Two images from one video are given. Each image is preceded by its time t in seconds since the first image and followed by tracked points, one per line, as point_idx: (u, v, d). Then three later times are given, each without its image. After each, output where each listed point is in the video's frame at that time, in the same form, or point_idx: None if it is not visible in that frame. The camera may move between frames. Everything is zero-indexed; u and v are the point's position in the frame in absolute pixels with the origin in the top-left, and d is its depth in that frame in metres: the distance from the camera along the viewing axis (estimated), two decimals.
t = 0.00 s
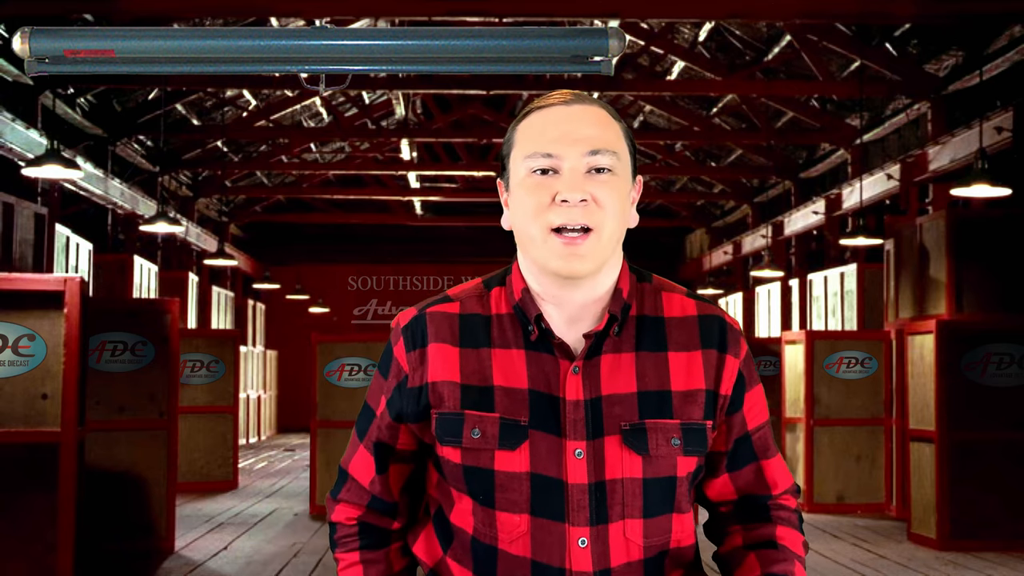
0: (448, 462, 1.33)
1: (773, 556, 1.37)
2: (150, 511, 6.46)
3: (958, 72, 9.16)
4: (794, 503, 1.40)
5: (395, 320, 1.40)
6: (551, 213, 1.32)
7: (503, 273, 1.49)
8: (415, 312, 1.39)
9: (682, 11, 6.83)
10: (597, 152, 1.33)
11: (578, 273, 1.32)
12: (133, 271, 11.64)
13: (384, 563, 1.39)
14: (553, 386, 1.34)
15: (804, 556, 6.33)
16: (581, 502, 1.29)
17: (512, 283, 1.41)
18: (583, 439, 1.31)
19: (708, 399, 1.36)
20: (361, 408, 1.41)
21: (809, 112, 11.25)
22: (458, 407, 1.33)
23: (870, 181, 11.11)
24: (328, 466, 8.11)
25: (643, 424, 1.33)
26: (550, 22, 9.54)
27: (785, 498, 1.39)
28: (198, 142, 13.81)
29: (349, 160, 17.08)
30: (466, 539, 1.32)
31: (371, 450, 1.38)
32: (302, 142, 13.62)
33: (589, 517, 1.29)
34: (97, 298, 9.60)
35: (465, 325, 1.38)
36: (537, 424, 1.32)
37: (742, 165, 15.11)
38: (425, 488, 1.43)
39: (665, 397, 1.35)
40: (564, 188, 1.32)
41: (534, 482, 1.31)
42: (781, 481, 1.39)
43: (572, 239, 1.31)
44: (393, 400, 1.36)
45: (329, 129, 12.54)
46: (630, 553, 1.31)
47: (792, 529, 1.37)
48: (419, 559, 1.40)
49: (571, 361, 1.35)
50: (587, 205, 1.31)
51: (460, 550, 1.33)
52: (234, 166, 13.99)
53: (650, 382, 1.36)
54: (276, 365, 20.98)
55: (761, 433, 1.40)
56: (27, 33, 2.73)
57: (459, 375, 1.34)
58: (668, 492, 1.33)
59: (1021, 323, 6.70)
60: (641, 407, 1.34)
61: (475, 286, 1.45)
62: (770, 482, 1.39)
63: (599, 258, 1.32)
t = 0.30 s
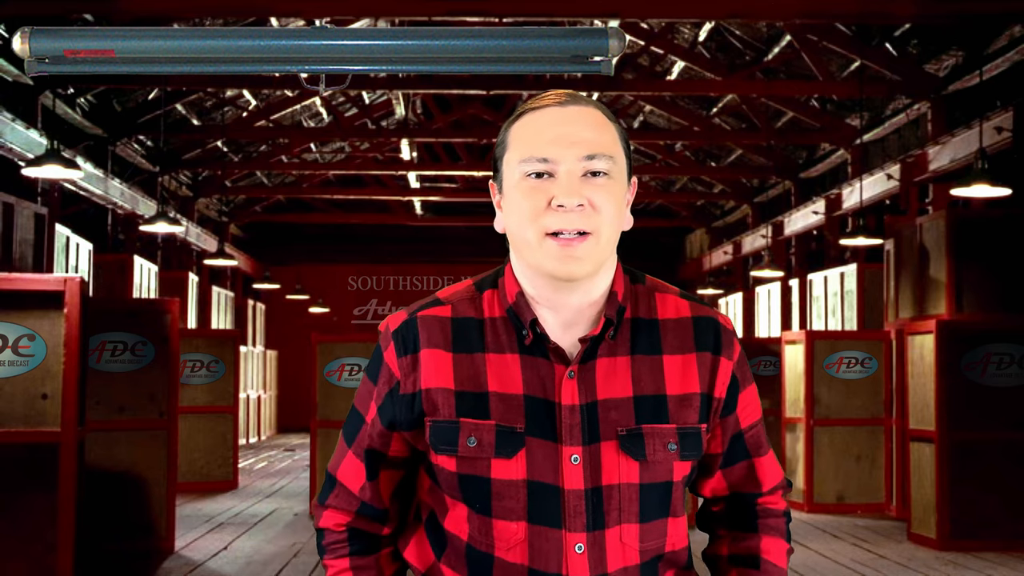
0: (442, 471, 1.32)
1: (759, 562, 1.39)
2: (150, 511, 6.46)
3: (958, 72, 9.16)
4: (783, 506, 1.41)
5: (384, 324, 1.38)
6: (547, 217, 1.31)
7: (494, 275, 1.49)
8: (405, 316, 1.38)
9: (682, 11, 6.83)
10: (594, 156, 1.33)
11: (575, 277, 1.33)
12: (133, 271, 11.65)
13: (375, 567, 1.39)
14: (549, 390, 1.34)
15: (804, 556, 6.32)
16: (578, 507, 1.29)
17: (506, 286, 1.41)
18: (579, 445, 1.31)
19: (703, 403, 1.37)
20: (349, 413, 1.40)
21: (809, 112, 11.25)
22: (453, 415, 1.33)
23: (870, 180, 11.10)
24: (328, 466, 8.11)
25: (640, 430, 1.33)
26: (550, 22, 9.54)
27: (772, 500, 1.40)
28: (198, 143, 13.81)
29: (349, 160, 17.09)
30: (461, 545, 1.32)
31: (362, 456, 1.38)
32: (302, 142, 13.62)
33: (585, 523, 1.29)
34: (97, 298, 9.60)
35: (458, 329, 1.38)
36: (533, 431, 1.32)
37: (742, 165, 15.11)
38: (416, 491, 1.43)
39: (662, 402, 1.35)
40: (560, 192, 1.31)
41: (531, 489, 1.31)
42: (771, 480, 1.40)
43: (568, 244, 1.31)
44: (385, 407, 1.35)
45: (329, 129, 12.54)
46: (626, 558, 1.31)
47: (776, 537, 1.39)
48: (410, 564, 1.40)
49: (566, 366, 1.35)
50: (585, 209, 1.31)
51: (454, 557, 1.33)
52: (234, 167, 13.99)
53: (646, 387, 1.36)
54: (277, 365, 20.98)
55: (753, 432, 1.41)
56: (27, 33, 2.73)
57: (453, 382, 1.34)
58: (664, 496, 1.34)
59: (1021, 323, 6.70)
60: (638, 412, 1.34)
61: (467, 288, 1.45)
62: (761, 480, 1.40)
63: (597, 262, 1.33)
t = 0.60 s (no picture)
0: (431, 466, 1.33)
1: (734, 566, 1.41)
2: (150, 511, 6.46)
3: (958, 72, 9.16)
4: (762, 512, 1.43)
5: (377, 321, 1.39)
6: (535, 215, 1.32)
7: (487, 274, 1.49)
8: (398, 314, 1.39)
9: (682, 11, 6.83)
10: (578, 155, 1.33)
11: (563, 280, 1.32)
12: (133, 271, 11.65)
13: (363, 567, 1.39)
14: (537, 388, 1.34)
15: (804, 557, 6.32)
16: (565, 505, 1.29)
17: (497, 284, 1.41)
18: (567, 442, 1.31)
19: (692, 402, 1.37)
20: (340, 411, 1.41)
21: (809, 112, 11.25)
22: (442, 410, 1.33)
23: (870, 181, 11.11)
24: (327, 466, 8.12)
25: (628, 428, 1.33)
26: (550, 21, 9.54)
27: (752, 506, 1.42)
28: (198, 143, 13.81)
29: (349, 160, 17.09)
30: (448, 542, 1.32)
31: (352, 452, 1.38)
32: (302, 142, 13.62)
33: (572, 520, 1.29)
34: (97, 298, 9.60)
35: (449, 326, 1.38)
36: (522, 427, 1.32)
37: (742, 165, 15.11)
38: (407, 490, 1.44)
39: (651, 400, 1.35)
40: (546, 189, 1.32)
41: (519, 485, 1.31)
42: (752, 485, 1.42)
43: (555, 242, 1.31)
44: (376, 402, 1.36)
45: (329, 129, 12.54)
46: (614, 557, 1.31)
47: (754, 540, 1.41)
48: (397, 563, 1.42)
49: (556, 363, 1.35)
50: (571, 206, 1.32)
51: (441, 555, 1.33)
52: (234, 166, 13.99)
53: (635, 384, 1.35)
54: (277, 365, 20.98)
55: (740, 435, 1.41)
56: (27, 33, 2.73)
57: (442, 378, 1.34)
58: (653, 494, 1.33)
59: (1021, 323, 6.70)
60: (627, 410, 1.34)
61: (459, 287, 1.45)
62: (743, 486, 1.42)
63: (585, 261, 1.32)
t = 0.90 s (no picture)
0: (427, 458, 1.34)
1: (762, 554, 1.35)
2: (150, 511, 6.46)
3: (958, 72, 9.16)
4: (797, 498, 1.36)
5: (379, 318, 1.41)
6: (528, 204, 1.32)
7: (490, 273, 1.50)
8: (399, 310, 1.40)
9: (682, 11, 6.82)
10: (569, 146, 1.33)
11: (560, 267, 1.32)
12: (133, 271, 11.65)
13: (365, 562, 1.37)
14: (532, 384, 1.35)
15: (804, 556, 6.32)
16: (559, 500, 1.29)
17: (495, 282, 1.41)
18: (560, 437, 1.31)
19: (689, 396, 1.36)
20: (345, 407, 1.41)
21: (809, 112, 11.25)
22: (438, 402, 1.34)
23: (870, 181, 11.11)
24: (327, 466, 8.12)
25: (621, 422, 1.32)
26: (550, 21, 9.54)
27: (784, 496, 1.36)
28: (198, 143, 13.81)
29: (349, 160, 17.09)
30: (444, 536, 1.32)
31: (353, 446, 1.38)
32: (302, 142, 13.63)
33: (565, 515, 1.29)
34: (97, 298, 9.60)
35: (448, 322, 1.38)
36: (517, 422, 1.33)
37: (742, 165, 15.11)
38: (409, 487, 1.44)
39: (644, 395, 1.35)
40: (538, 179, 1.32)
41: (513, 479, 1.31)
42: (775, 481, 1.37)
43: (550, 229, 1.31)
44: (375, 396, 1.37)
45: (329, 129, 12.54)
46: (608, 553, 1.30)
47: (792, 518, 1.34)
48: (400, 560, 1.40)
49: (551, 359, 1.36)
50: (563, 194, 1.31)
51: (438, 549, 1.33)
52: (234, 167, 13.99)
53: (630, 380, 1.35)
54: (277, 365, 20.97)
55: (748, 431, 1.38)
56: (27, 33, 2.73)
57: (439, 371, 1.36)
58: (649, 490, 1.32)
59: (1021, 323, 6.70)
60: (620, 404, 1.34)
61: (460, 286, 1.46)
62: (768, 481, 1.37)
63: (579, 248, 1.31)
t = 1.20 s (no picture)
0: (429, 458, 1.34)
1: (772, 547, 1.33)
2: (150, 511, 6.46)
3: (958, 72, 9.16)
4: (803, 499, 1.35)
5: (384, 319, 1.42)
6: (527, 205, 1.31)
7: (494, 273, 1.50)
8: (403, 311, 1.41)
9: (682, 11, 6.82)
10: (568, 145, 1.33)
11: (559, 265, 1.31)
12: (133, 271, 11.64)
13: (368, 561, 1.38)
14: (534, 385, 1.35)
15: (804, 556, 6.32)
16: (560, 500, 1.29)
17: (497, 282, 1.41)
18: (562, 438, 1.31)
19: (691, 397, 1.36)
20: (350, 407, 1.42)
21: (809, 112, 11.25)
22: (439, 403, 1.34)
23: (870, 181, 11.11)
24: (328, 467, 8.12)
25: (622, 423, 1.32)
26: (550, 21, 9.54)
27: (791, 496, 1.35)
28: (198, 143, 13.80)
29: (349, 160, 17.08)
30: (447, 535, 1.33)
31: (357, 446, 1.38)
32: (302, 142, 13.62)
33: (566, 516, 1.29)
34: (97, 298, 9.60)
35: (450, 323, 1.39)
36: (517, 422, 1.33)
37: (742, 165, 15.11)
38: (413, 487, 1.43)
39: (646, 396, 1.35)
40: (537, 180, 1.32)
41: (514, 479, 1.32)
42: (781, 481, 1.36)
43: (550, 228, 1.30)
44: (378, 396, 1.38)
45: (329, 129, 12.53)
46: (610, 552, 1.30)
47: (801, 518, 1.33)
48: (404, 558, 1.40)
49: (552, 360, 1.36)
50: (562, 194, 1.31)
51: (441, 549, 1.33)
52: (234, 167, 13.99)
53: (631, 381, 1.35)
54: (276, 365, 20.97)
55: (753, 433, 1.37)
56: (27, 33, 2.73)
57: (440, 371, 1.36)
58: (650, 491, 1.32)
59: (1020, 323, 6.70)
60: (621, 406, 1.34)
61: (464, 287, 1.46)
62: (774, 481, 1.36)
63: (579, 247, 1.31)
